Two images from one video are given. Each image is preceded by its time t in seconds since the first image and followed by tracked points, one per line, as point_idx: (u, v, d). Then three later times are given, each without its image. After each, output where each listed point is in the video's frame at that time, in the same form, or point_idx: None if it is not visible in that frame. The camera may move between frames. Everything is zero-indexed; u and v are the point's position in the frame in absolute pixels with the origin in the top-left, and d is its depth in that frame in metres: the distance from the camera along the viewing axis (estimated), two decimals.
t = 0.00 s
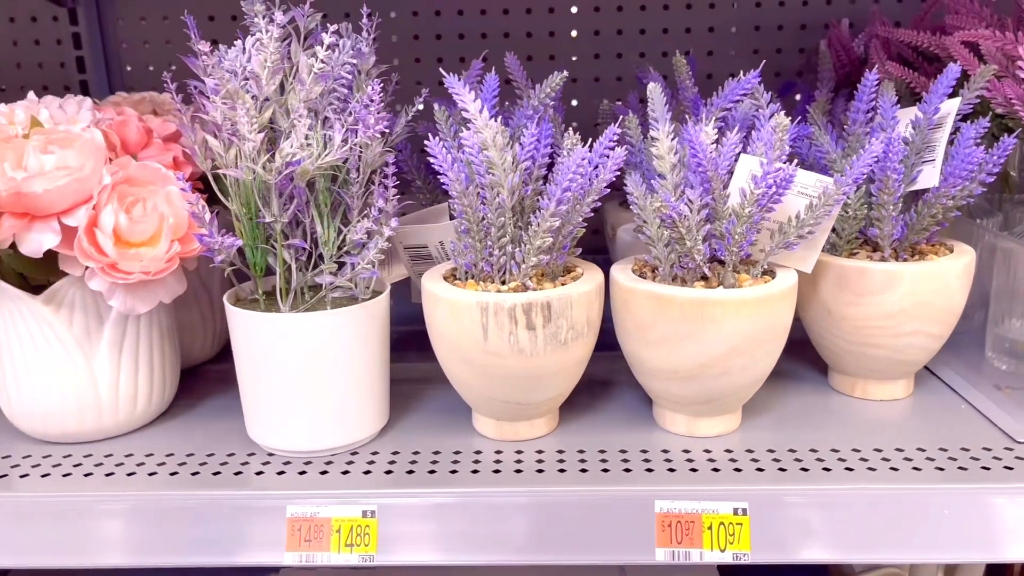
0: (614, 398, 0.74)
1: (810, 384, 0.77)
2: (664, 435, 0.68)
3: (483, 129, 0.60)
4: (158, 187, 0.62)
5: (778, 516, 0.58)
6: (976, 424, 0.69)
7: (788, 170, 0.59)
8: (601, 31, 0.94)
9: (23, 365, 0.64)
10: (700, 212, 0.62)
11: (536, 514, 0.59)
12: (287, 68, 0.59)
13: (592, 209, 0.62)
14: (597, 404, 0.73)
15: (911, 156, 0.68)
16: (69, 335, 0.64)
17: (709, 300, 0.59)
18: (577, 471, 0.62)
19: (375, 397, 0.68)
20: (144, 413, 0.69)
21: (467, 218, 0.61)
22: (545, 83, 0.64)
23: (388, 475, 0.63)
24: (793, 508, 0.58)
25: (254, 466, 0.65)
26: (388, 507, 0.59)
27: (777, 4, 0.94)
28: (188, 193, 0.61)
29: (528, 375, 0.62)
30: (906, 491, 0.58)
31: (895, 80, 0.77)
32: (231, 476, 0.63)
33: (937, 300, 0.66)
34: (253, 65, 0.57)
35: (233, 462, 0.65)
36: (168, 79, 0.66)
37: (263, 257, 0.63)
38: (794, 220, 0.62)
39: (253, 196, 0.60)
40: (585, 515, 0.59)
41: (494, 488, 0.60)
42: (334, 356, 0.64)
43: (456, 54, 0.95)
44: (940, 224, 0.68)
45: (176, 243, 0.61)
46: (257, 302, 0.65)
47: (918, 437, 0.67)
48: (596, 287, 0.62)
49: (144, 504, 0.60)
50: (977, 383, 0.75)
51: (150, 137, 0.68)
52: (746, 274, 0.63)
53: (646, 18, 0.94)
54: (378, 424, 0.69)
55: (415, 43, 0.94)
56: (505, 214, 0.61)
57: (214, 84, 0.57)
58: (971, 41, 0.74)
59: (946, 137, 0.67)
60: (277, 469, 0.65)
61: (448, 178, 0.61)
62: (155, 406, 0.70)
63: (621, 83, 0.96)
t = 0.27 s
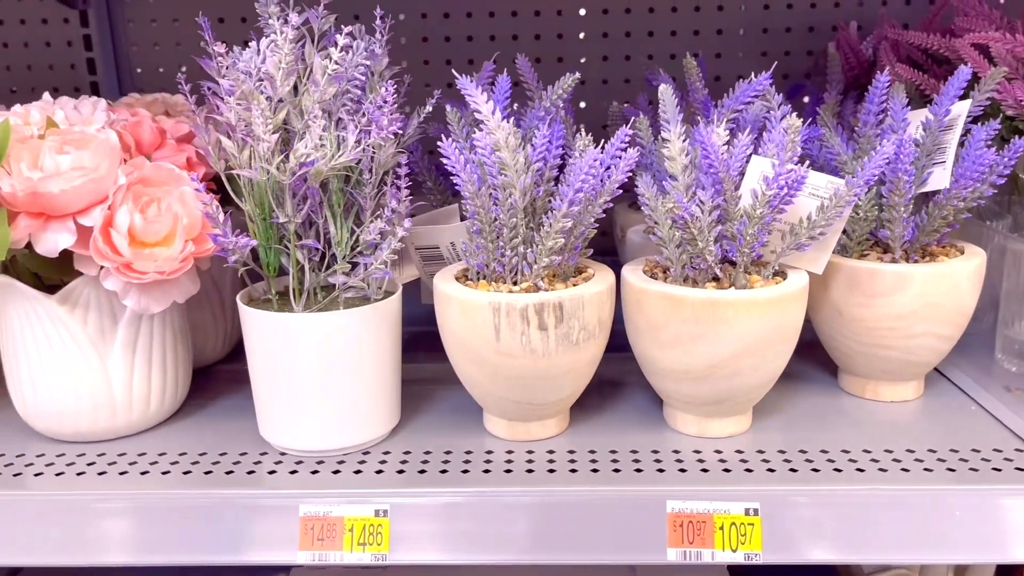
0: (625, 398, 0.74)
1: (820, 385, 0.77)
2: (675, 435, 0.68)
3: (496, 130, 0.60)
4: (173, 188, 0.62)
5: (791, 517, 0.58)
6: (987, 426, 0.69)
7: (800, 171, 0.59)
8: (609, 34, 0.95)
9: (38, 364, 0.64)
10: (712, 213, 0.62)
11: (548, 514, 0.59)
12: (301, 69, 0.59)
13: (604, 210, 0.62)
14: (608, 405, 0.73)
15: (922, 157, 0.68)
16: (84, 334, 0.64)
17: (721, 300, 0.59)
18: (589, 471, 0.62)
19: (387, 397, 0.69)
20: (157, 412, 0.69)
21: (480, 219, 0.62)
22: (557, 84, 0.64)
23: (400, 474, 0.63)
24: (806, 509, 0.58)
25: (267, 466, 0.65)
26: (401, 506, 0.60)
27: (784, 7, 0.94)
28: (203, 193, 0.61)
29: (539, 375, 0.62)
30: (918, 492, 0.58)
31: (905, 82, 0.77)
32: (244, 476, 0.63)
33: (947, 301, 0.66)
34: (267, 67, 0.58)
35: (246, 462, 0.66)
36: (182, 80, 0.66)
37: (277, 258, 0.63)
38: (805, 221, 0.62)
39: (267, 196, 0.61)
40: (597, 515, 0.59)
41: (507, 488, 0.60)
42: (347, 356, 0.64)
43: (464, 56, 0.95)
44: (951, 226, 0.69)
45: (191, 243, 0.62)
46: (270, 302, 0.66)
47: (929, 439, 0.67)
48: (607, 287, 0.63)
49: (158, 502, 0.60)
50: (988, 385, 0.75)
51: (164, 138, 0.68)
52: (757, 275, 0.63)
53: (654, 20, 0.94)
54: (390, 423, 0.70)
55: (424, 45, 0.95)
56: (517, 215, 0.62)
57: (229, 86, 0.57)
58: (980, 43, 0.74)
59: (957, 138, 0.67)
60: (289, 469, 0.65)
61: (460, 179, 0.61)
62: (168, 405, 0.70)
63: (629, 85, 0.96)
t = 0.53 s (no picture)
0: (639, 399, 0.75)
1: (834, 387, 0.77)
2: (690, 436, 0.68)
3: (513, 132, 0.60)
4: (192, 188, 0.63)
5: (807, 517, 0.58)
6: (1002, 428, 0.69)
7: (816, 173, 0.60)
8: (621, 36, 0.95)
9: (58, 363, 0.65)
10: (728, 214, 0.62)
11: (565, 514, 0.59)
12: (320, 71, 0.60)
13: (620, 211, 0.62)
14: (623, 406, 0.73)
15: (937, 159, 0.68)
16: (103, 334, 0.65)
17: (737, 302, 0.59)
18: (605, 471, 0.63)
19: (403, 397, 0.69)
20: (174, 411, 0.70)
21: (497, 220, 0.62)
22: (574, 86, 0.64)
23: (417, 474, 0.63)
24: (823, 510, 0.58)
25: (285, 465, 0.66)
26: (419, 506, 0.60)
27: (796, 9, 0.94)
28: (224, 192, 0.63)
29: (556, 376, 0.62)
30: (935, 494, 0.58)
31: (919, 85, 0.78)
32: (262, 475, 0.64)
33: (963, 303, 0.66)
34: (287, 69, 0.58)
35: (264, 460, 0.66)
36: (201, 82, 0.67)
37: (295, 258, 0.64)
38: (821, 223, 0.62)
39: (286, 197, 0.61)
40: (614, 515, 0.59)
41: (523, 488, 0.60)
42: (364, 356, 0.65)
43: (476, 58, 0.96)
44: (967, 228, 0.69)
45: (210, 243, 0.62)
46: (288, 302, 0.66)
47: (945, 441, 0.67)
48: (624, 288, 0.63)
49: (178, 501, 0.60)
50: (1003, 387, 0.75)
51: (183, 139, 0.69)
52: (773, 277, 0.63)
53: (666, 23, 0.95)
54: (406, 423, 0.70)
55: (437, 47, 0.95)
56: (534, 216, 0.62)
57: (250, 88, 0.58)
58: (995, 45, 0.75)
59: (973, 140, 0.67)
60: (307, 468, 0.65)
61: (478, 180, 0.61)
62: (185, 405, 0.70)
63: (641, 87, 0.97)
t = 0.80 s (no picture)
0: (658, 401, 0.75)
1: (853, 389, 0.77)
2: (711, 437, 0.68)
3: (536, 134, 0.61)
4: (217, 189, 0.63)
5: (830, 519, 0.58)
6: None
7: (839, 174, 0.60)
8: (636, 38, 0.95)
9: (83, 362, 0.65)
10: (750, 216, 0.62)
11: (588, 515, 0.59)
12: (345, 73, 0.60)
13: (643, 212, 0.62)
14: (642, 407, 0.74)
15: (959, 161, 0.68)
16: (128, 333, 0.65)
17: (760, 303, 0.59)
18: (627, 472, 0.63)
19: (425, 398, 0.69)
20: (197, 410, 0.70)
21: (520, 221, 0.62)
22: (597, 87, 0.65)
23: (439, 474, 0.64)
24: (846, 511, 0.58)
25: (308, 464, 0.66)
26: (442, 505, 0.60)
27: (812, 12, 0.94)
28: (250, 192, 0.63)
29: (578, 377, 0.62)
30: (958, 496, 0.58)
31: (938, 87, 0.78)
32: (285, 474, 0.64)
33: (985, 306, 0.66)
34: (313, 70, 0.59)
35: (286, 460, 0.67)
36: (226, 83, 0.67)
37: (319, 259, 0.64)
38: (844, 224, 0.62)
39: (310, 198, 0.62)
40: (636, 516, 0.59)
41: (546, 488, 0.61)
42: (386, 356, 0.65)
43: (491, 61, 0.96)
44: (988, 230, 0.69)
45: (235, 243, 0.63)
46: (311, 302, 0.67)
47: (966, 443, 0.67)
48: (646, 289, 0.63)
49: (203, 499, 0.61)
50: None
51: (206, 140, 0.69)
52: (795, 278, 0.64)
53: (681, 25, 0.95)
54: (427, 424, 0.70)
55: (453, 50, 0.96)
56: (557, 217, 0.62)
57: (277, 89, 0.58)
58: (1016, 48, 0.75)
59: (995, 143, 0.67)
60: (330, 467, 0.66)
61: (501, 182, 0.62)
62: (208, 404, 0.71)
63: (656, 89, 0.97)
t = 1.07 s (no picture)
0: (679, 401, 0.75)
1: (874, 391, 0.77)
2: (734, 438, 0.68)
3: (561, 134, 0.61)
4: (242, 189, 0.64)
5: (855, 520, 0.58)
6: None
7: (865, 175, 0.60)
8: (653, 39, 0.95)
9: (109, 361, 0.66)
10: (775, 217, 0.62)
11: (612, 515, 0.60)
12: (371, 74, 0.61)
13: (667, 213, 0.62)
14: (664, 408, 0.74)
15: (983, 163, 0.68)
16: (154, 332, 0.65)
17: (785, 304, 0.59)
18: (651, 472, 0.63)
19: (447, 397, 0.70)
20: (221, 409, 0.70)
21: (545, 221, 0.62)
22: (621, 88, 0.65)
23: (463, 473, 0.64)
24: (871, 513, 0.58)
25: (332, 463, 0.66)
26: (466, 504, 0.61)
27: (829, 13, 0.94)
28: (276, 192, 0.64)
29: (602, 377, 0.63)
30: (985, 497, 0.58)
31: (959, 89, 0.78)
32: (310, 472, 0.65)
33: (1009, 307, 0.66)
34: (340, 71, 0.59)
35: (311, 459, 0.67)
36: (251, 84, 0.68)
37: (344, 258, 0.65)
38: (868, 226, 0.62)
39: (336, 198, 0.62)
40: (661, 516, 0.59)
41: (570, 488, 0.61)
42: (410, 356, 0.65)
43: (508, 62, 0.96)
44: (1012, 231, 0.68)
45: (261, 243, 0.63)
46: (335, 302, 0.67)
47: (991, 445, 0.66)
48: (670, 290, 0.63)
49: (229, 497, 0.61)
50: None
51: (231, 140, 0.70)
52: (819, 279, 0.64)
53: (698, 27, 0.95)
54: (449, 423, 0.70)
55: (470, 51, 0.96)
56: (581, 218, 0.63)
57: (304, 90, 0.59)
58: None
59: (1019, 144, 0.67)
60: (354, 466, 0.66)
61: (526, 182, 0.62)
62: (231, 403, 0.71)
63: (673, 90, 0.97)
